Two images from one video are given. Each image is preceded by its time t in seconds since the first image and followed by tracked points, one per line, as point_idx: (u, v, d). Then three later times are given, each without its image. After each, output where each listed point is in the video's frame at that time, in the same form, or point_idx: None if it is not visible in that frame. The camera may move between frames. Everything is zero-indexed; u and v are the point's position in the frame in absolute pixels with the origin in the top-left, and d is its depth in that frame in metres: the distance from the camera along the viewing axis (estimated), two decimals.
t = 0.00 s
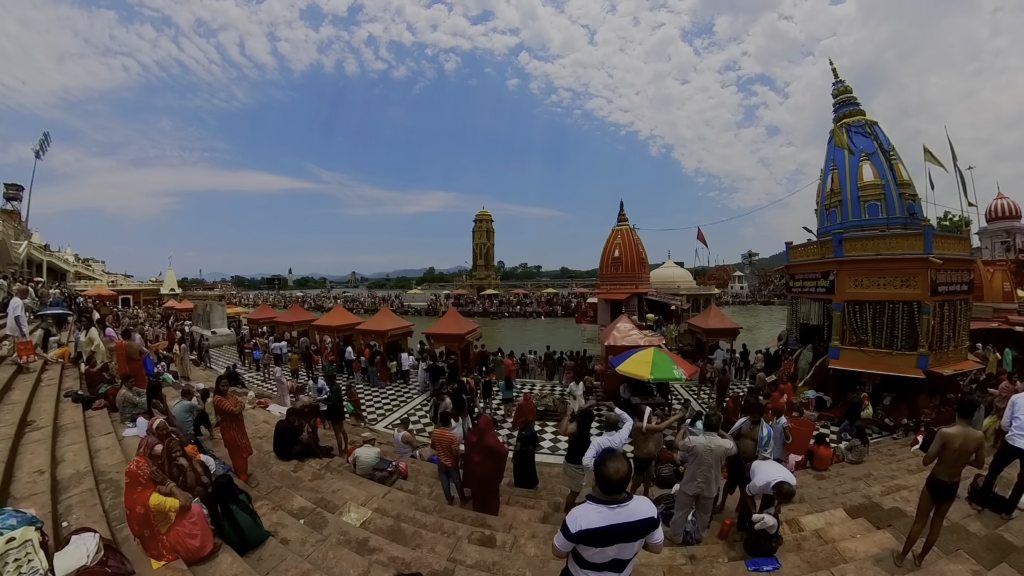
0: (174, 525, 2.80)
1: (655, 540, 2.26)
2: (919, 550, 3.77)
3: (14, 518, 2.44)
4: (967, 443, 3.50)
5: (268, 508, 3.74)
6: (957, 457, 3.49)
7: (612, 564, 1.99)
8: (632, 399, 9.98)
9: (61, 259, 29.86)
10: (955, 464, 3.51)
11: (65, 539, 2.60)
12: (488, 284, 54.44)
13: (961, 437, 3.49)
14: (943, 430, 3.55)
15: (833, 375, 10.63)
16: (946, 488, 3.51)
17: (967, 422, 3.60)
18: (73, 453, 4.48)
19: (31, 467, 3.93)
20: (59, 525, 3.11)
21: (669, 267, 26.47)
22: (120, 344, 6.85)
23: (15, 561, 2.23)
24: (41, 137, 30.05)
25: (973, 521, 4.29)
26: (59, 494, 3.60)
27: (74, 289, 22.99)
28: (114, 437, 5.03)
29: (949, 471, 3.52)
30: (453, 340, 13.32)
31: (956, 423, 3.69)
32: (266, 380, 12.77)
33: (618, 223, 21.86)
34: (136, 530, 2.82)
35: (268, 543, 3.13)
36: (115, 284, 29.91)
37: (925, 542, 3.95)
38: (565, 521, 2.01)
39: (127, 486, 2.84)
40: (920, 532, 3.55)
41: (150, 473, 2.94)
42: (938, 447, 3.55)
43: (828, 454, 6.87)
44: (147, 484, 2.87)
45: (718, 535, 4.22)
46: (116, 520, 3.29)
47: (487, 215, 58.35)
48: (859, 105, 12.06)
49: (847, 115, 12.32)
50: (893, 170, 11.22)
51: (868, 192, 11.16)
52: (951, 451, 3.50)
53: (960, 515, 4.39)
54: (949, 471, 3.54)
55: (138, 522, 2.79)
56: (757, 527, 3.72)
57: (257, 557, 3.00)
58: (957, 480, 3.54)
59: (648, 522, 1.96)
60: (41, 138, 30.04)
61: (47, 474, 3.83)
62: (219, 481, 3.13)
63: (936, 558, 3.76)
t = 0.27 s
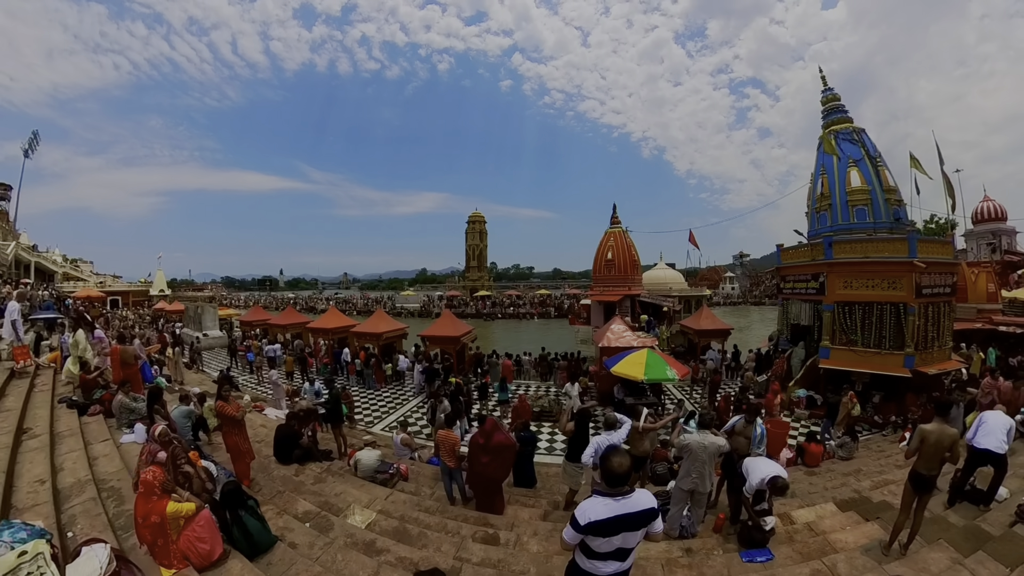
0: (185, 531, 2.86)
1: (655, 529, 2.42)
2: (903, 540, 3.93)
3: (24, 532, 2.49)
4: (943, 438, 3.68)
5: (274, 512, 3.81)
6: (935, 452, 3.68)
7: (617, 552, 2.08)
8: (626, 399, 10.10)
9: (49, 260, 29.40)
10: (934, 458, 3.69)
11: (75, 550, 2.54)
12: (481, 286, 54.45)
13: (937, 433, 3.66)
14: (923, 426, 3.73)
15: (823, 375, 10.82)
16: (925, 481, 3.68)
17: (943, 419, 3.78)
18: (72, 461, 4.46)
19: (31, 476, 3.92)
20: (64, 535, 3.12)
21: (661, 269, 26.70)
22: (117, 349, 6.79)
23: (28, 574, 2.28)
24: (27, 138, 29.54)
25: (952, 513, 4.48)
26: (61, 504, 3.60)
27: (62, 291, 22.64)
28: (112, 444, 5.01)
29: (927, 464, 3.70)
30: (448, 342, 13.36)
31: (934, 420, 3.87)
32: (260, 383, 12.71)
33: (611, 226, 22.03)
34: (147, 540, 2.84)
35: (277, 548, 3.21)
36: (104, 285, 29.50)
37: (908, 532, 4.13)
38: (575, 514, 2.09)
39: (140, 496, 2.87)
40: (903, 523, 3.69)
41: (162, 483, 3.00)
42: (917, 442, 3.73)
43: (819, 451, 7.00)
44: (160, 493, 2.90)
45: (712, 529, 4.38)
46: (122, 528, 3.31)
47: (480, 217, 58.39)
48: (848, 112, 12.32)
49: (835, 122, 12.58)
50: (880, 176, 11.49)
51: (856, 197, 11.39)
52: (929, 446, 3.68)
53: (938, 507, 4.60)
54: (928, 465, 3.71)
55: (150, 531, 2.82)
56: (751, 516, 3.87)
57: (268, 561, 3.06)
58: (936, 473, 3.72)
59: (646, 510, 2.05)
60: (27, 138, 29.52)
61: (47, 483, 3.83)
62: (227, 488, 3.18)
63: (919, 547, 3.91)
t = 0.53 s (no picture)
0: (191, 536, 2.89)
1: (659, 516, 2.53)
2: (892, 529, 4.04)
3: (23, 543, 2.47)
4: (926, 430, 3.83)
5: (276, 516, 3.86)
6: (918, 445, 3.83)
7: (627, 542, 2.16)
8: (621, 398, 10.18)
9: (36, 260, 28.93)
10: (917, 451, 3.84)
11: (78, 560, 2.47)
12: (474, 287, 54.41)
13: (919, 426, 3.83)
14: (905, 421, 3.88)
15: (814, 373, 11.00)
16: (909, 472, 3.80)
17: (926, 414, 3.92)
18: (64, 468, 4.37)
19: (25, 483, 3.85)
20: (62, 543, 3.06)
21: (654, 269, 26.87)
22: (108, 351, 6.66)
23: None
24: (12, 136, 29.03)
25: (941, 503, 4.60)
26: (58, 512, 3.55)
27: (49, 292, 22.26)
28: (106, 449, 4.94)
29: (911, 456, 3.84)
30: (444, 342, 13.36)
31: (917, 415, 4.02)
32: (254, 385, 12.60)
33: (604, 227, 22.14)
34: (152, 545, 2.83)
35: (282, 552, 3.21)
36: (92, 285, 29.06)
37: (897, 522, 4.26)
38: (585, 505, 2.13)
39: (149, 500, 2.86)
40: (889, 513, 3.80)
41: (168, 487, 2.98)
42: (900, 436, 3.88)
43: (812, 446, 7.13)
44: (169, 498, 2.91)
45: (710, 523, 4.47)
46: (122, 535, 3.28)
47: (473, 218, 58.36)
48: (838, 117, 12.52)
49: (826, 126, 12.77)
50: (869, 179, 11.69)
51: (846, 200, 11.58)
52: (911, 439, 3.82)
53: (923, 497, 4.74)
54: (912, 457, 3.85)
55: (156, 536, 2.82)
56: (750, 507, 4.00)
57: (273, 565, 3.07)
58: (921, 465, 3.85)
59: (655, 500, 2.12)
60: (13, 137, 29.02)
61: (42, 491, 3.76)
62: (231, 494, 3.18)
63: (908, 535, 4.02)
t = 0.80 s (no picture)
0: (194, 536, 2.89)
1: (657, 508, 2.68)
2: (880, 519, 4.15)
3: (23, 548, 2.43)
4: (908, 423, 3.97)
5: (276, 516, 3.88)
6: (901, 438, 3.93)
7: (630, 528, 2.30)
8: (615, 398, 10.26)
9: (22, 260, 28.48)
10: (901, 443, 3.94)
11: (80, 563, 2.43)
12: (467, 287, 54.36)
13: (901, 419, 3.98)
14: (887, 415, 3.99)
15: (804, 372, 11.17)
16: (894, 464, 3.91)
17: (908, 408, 4.04)
18: (59, 471, 4.33)
19: (19, 487, 3.81)
20: (60, 548, 3.02)
21: (646, 270, 27.05)
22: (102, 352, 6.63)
23: None
24: None
25: (928, 494, 4.73)
26: (54, 516, 3.52)
27: (35, 293, 21.92)
28: (101, 451, 4.89)
29: (894, 449, 3.93)
30: (438, 343, 13.35)
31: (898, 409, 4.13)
32: (246, 386, 12.50)
33: (597, 228, 22.26)
34: (155, 547, 2.82)
35: (284, 552, 3.25)
36: (79, 285, 28.68)
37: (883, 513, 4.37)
38: (589, 496, 2.27)
39: (151, 501, 2.82)
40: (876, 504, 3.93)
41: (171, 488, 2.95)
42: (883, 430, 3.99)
43: (802, 443, 7.26)
44: (171, 499, 2.88)
45: (706, 516, 4.57)
46: (122, 538, 3.26)
47: (466, 219, 58.34)
48: (828, 121, 12.73)
49: (816, 130, 12.98)
50: (858, 182, 11.91)
51: (835, 202, 11.78)
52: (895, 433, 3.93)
53: (911, 489, 4.87)
54: (896, 450, 3.95)
55: (160, 537, 2.81)
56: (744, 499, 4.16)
57: (277, 565, 3.10)
58: (904, 458, 3.95)
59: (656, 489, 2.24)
60: None
61: (37, 495, 3.72)
62: (234, 495, 3.21)
63: (897, 525, 4.13)
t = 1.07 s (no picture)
0: (197, 538, 2.90)
1: (653, 494, 2.72)
2: (867, 510, 4.29)
3: (29, 553, 2.47)
4: (889, 417, 4.11)
5: (277, 516, 3.93)
6: (884, 433, 4.07)
7: (626, 519, 2.42)
8: (608, 397, 10.36)
9: (6, 260, 28.10)
10: (884, 438, 4.08)
11: (85, 566, 2.48)
12: (459, 288, 54.29)
13: (882, 414, 4.11)
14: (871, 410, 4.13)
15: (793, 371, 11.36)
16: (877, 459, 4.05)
17: (890, 403, 4.20)
18: (56, 475, 4.32)
19: (17, 492, 3.81)
20: (62, 552, 3.03)
21: (638, 271, 27.24)
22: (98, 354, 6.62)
23: None
24: None
25: (913, 485, 4.89)
26: (54, 520, 3.52)
27: (22, 294, 21.61)
28: (97, 455, 4.89)
29: (878, 444, 4.08)
30: (432, 344, 13.37)
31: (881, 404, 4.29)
32: (239, 388, 12.44)
33: (590, 229, 22.41)
34: (158, 550, 2.84)
35: (288, 551, 3.30)
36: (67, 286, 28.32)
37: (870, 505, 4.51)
38: (587, 487, 2.35)
39: (151, 503, 2.84)
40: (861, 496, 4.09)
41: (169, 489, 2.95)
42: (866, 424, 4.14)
43: (791, 440, 7.42)
44: (170, 502, 2.89)
45: (699, 510, 4.69)
46: (124, 541, 3.29)
47: (459, 220, 58.30)
48: (817, 125, 12.96)
49: (805, 134, 13.21)
50: (846, 186, 12.14)
51: (824, 205, 11.99)
52: (879, 427, 4.07)
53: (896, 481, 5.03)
54: (880, 444, 4.10)
55: (161, 541, 2.83)
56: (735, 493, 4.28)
57: (280, 564, 3.15)
58: (887, 452, 4.11)
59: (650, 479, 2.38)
60: None
61: (35, 499, 3.72)
62: (237, 497, 3.25)
63: (883, 516, 4.27)
